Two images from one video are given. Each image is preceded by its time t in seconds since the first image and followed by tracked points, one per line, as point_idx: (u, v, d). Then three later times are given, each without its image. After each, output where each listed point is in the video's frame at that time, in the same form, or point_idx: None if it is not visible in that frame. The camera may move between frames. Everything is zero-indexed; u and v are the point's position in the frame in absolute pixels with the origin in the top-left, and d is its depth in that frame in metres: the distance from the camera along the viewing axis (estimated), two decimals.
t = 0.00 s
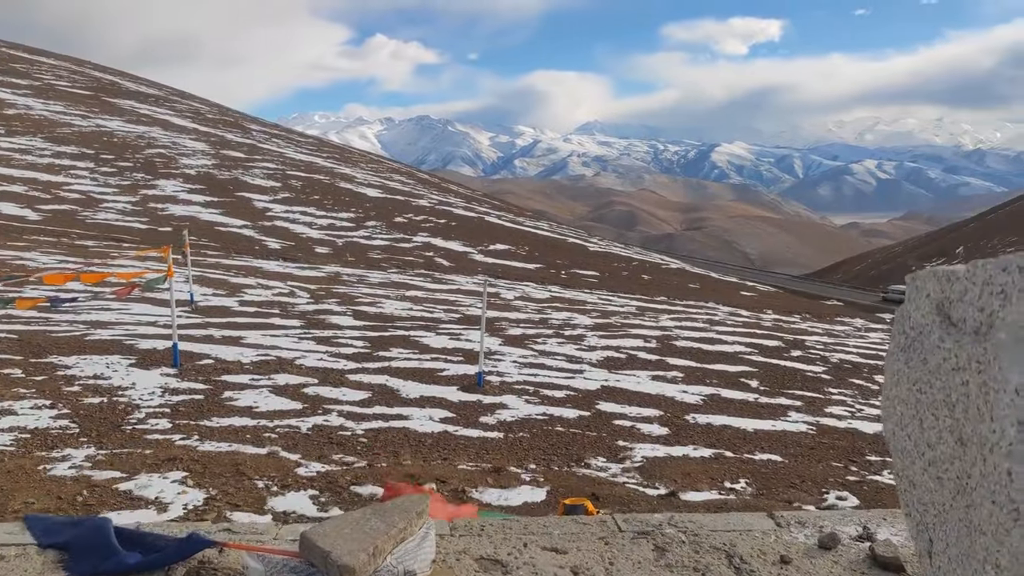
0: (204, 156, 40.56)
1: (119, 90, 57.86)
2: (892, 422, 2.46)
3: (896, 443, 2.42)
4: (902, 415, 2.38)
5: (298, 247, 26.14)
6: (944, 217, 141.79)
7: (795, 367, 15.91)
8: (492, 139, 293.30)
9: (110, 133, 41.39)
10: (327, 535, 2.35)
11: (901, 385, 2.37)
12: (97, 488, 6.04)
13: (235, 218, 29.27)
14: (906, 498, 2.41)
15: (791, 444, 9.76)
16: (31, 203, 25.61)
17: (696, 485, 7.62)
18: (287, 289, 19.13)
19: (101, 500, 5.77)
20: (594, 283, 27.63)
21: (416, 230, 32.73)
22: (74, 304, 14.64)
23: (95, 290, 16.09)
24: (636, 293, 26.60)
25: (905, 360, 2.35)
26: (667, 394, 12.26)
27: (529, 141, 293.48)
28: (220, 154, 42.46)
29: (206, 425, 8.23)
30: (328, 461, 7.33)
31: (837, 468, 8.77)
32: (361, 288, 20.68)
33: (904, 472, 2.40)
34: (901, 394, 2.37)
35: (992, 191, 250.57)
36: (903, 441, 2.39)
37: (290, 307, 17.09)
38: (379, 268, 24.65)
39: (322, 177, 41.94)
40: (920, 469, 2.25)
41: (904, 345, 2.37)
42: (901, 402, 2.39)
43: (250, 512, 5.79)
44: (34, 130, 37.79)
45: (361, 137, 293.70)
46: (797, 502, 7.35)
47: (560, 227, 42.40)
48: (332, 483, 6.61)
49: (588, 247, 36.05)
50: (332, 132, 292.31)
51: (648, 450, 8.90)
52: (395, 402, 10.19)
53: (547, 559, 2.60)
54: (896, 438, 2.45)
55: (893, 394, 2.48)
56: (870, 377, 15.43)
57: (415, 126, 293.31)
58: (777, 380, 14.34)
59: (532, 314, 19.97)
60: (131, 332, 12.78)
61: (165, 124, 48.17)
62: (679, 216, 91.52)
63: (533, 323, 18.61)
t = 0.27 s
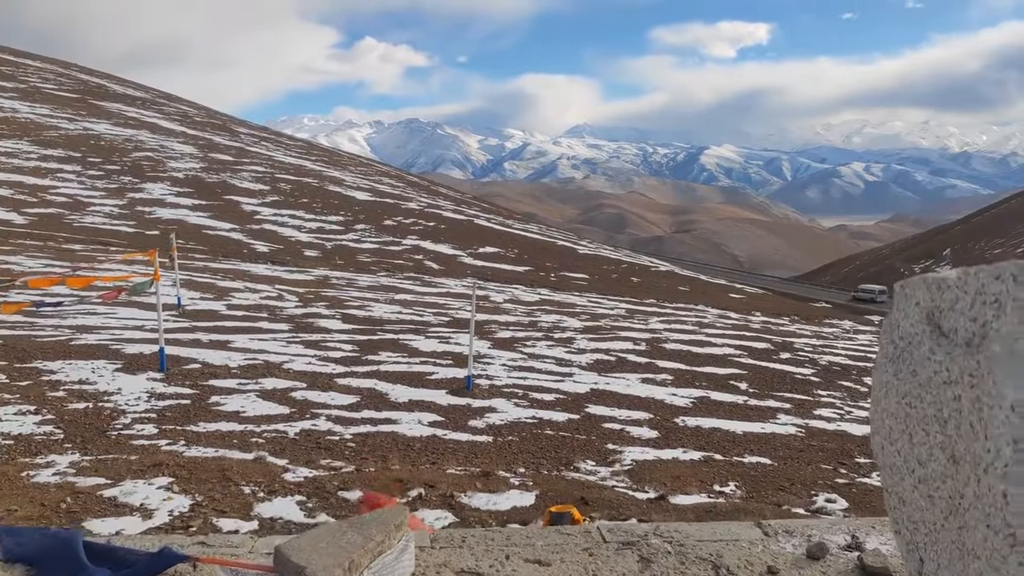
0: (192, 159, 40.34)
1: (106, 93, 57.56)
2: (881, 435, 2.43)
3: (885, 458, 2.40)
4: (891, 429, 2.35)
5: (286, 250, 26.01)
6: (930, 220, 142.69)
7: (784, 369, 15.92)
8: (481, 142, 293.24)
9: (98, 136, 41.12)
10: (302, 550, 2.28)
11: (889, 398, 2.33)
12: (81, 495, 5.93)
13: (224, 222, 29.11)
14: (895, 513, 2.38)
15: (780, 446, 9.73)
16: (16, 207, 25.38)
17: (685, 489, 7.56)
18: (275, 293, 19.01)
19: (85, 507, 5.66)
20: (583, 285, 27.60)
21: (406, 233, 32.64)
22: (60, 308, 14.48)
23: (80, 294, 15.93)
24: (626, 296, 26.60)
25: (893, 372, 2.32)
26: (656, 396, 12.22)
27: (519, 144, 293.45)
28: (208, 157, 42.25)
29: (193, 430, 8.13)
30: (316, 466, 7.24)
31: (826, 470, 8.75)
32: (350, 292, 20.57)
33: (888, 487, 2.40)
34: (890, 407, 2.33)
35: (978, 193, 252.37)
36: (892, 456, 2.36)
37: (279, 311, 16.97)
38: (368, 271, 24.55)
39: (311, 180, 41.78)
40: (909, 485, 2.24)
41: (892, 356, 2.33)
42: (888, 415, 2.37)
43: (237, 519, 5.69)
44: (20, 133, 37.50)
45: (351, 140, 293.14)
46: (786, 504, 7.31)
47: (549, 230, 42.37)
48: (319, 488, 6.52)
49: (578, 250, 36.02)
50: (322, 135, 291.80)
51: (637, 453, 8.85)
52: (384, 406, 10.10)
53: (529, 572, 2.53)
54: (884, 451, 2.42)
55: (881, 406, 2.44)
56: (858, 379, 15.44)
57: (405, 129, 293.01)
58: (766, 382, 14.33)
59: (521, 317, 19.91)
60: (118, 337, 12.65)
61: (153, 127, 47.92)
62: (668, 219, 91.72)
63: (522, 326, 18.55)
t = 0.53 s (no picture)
0: (188, 162, 40.25)
1: (103, 96, 57.50)
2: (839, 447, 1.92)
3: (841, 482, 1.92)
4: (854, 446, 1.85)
5: (282, 253, 25.92)
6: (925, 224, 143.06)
7: (780, 373, 15.85)
8: (478, 145, 293.31)
9: (94, 138, 41.02)
10: (290, 568, 2.21)
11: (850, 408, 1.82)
12: (74, 500, 5.84)
13: (220, 225, 29.02)
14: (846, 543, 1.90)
15: (777, 450, 9.66)
16: (12, 210, 25.27)
17: (682, 493, 7.48)
18: (271, 296, 18.93)
19: (78, 513, 5.57)
20: (579, 288, 27.54)
21: (402, 236, 32.57)
22: (55, 311, 14.38)
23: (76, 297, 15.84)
24: (622, 299, 26.54)
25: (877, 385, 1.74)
26: (652, 400, 12.15)
27: (515, 147, 293.47)
28: (205, 159, 42.17)
29: (187, 434, 8.04)
30: (312, 471, 7.16)
31: (823, 474, 8.68)
32: (346, 295, 20.50)
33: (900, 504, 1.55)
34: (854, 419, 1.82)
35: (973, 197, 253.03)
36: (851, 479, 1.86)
37: (275, 314, 16.88)
38: (364, 274, 24.47)
39: (307, 183, 41.70)
40: (925, 512, 1.46)
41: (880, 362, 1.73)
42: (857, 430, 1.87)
43: (230, 524, 5.60)
44: (16, 136, 37.39)
45: (347, 143, 293.15)
46: (784, 509, 7.23)
47: (545, 233, 42.30)
48: (314, 493, 6.44)
49: (574, 253, 35.97)
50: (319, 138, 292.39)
51: (634, 457, 8.77)
52: (380, 410, 10.02)
53: None
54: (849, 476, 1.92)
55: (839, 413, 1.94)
56: (855, 383, 15.37)
57: (401, 132, 293.10)
58: (762, 386, 14.26)
59: (518, 320, 19.83)
60: (113, 340, 12.54)
61: (149, 130, 47.84)
62: (664, 222, 91.82)
63: (519, 329, 18.48)
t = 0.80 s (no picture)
0: (193, 166, 40.27)
1: (109, 100, 57.66)
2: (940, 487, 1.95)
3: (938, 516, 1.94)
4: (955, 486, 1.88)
5: (286, 257, 25.89)
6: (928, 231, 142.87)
7: (784, 379, 15.75)
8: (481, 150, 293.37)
9: (99, 141, 41.08)
10: None
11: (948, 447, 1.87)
12: (77, 504, 5.78)
13: (224, 228, 29.00)
14: None
15: (782, 457, 9.58)
16: (17, 212, 25.27)
17: (687, 501, 7.40)
18: (275, 300, 18.89)
19: (81, 517, 5.52)
20: (583, 294, 27.47)
21: (406, 240, 32.54)
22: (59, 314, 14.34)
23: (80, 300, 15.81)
24: (626, 305, 26.46)
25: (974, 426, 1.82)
26: (656, 406, 12.07)
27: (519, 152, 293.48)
28: (209, 163, 42.20)
29: (190, 438, 7.98)
30: (314, 476, 7.09)
31: (828, 482, 8.60)
32: (350, 299, 20.45)
33: (957, 527, 1.46)
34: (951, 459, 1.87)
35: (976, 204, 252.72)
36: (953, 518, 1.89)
37: (278, 318, 16.83)
38: (367, 278, 24.43)
39: (311, 187, 41.72)
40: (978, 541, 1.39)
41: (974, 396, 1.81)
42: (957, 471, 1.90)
43: (233, 529, 5.54)
44: (22, 139, 37.44)
45: (351, 147, 293.54)
46: (788, 518, 7.16)
47: (548, 238, 42.27)
48: (317, 498, 6.37)
49: (577, 259, 35.92)
50: (323, 142, 292.99)
51: (637, 464, 8.71)
52: (383, 414, 9.95)
53: None
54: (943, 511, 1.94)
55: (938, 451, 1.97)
56: (859, 390, 15.25)
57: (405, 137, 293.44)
58: (766, 393, 14.17)
59: (521, 326, 19.76)
60: (117, 343, 12.50)
61: (154, 133, 47.92)
62: (667, 228, 91.76)
63: (522, 334, 18.40)
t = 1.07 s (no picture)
0: (195, 173, 40.18)
1: (111, 107, 57.66)
2: None
3: None
4: None
5: (288, 264, 25.76)
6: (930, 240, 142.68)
7: (788, 388, 15.56)
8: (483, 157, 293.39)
9: (101, 148, 41.00)
10: None
11: None
12: (76, 514, 5.61)
13: (226, 235, 28.88)
14: None
15: (788, 468, 9.40)
16: (19, 219, 25.14)
17: (693, 512, 7.23)
18: (276, 307, 18.74)
19: (80, 527, 5.35)
20: (585, 301, 27.32)
21: (407, 248, 32.40)
22: (60, 321, 14.20)
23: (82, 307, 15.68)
24: (628, 313, 26.29)
25: None
26: (659, 415, 11.90)
27: (520, 159, 293.46)
28: (211, 170, 42.11)
29: (190, 447, 7.82)
30: (316, 486, 6.92)
31: (834, 493, 8.42)
32: (352, 306, 20.29)
33: None
34: None
35: (978, 213, 252.52)
36: None
37: (279, 325, 16.68)
38: (369, 286, 24.29)
39: (313, 194, 41.62)
40: None
41: None
42: None
43: (234, 540, 5.38)
44: (24, 146, 37.37)
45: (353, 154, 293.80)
46: (795, 529, 6.99)
47: (550, 245, 42.13)
48: (318, 508, 6.20)
49: (579, 266, 35.77)
50: (325, 149, 293.34)
51: (642, 473, 8.54)
52: (385, 423, 9.79)
53: None
54: None
55: None
56: (864, 399, 15.05)
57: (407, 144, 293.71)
58: (770, 401, 13.99)
59: (523, 333, 19.59)
60: (117, 351, 12.34)
61: (156, 141, 47.87)
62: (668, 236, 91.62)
63: (524, 342, 18.24)
